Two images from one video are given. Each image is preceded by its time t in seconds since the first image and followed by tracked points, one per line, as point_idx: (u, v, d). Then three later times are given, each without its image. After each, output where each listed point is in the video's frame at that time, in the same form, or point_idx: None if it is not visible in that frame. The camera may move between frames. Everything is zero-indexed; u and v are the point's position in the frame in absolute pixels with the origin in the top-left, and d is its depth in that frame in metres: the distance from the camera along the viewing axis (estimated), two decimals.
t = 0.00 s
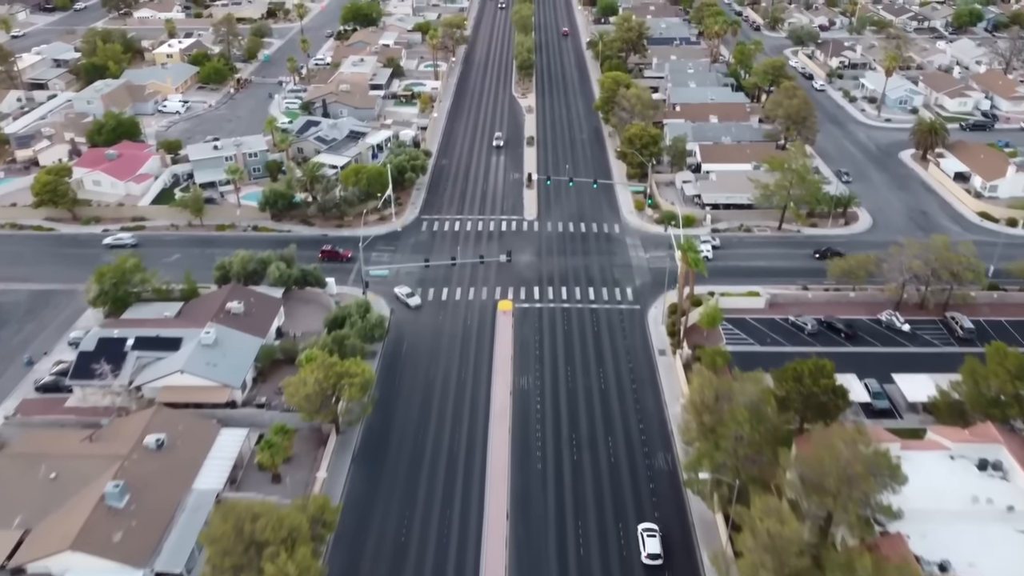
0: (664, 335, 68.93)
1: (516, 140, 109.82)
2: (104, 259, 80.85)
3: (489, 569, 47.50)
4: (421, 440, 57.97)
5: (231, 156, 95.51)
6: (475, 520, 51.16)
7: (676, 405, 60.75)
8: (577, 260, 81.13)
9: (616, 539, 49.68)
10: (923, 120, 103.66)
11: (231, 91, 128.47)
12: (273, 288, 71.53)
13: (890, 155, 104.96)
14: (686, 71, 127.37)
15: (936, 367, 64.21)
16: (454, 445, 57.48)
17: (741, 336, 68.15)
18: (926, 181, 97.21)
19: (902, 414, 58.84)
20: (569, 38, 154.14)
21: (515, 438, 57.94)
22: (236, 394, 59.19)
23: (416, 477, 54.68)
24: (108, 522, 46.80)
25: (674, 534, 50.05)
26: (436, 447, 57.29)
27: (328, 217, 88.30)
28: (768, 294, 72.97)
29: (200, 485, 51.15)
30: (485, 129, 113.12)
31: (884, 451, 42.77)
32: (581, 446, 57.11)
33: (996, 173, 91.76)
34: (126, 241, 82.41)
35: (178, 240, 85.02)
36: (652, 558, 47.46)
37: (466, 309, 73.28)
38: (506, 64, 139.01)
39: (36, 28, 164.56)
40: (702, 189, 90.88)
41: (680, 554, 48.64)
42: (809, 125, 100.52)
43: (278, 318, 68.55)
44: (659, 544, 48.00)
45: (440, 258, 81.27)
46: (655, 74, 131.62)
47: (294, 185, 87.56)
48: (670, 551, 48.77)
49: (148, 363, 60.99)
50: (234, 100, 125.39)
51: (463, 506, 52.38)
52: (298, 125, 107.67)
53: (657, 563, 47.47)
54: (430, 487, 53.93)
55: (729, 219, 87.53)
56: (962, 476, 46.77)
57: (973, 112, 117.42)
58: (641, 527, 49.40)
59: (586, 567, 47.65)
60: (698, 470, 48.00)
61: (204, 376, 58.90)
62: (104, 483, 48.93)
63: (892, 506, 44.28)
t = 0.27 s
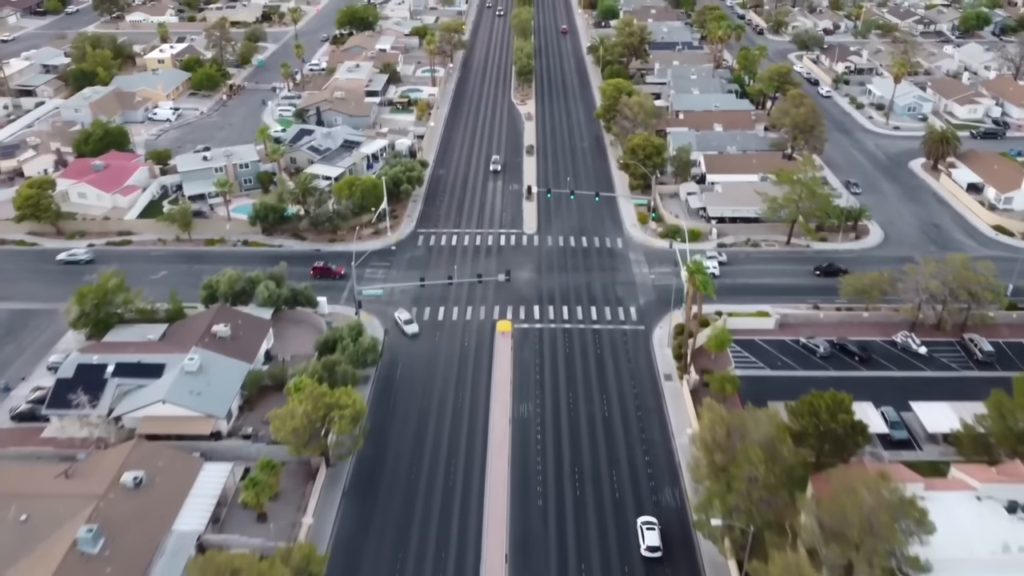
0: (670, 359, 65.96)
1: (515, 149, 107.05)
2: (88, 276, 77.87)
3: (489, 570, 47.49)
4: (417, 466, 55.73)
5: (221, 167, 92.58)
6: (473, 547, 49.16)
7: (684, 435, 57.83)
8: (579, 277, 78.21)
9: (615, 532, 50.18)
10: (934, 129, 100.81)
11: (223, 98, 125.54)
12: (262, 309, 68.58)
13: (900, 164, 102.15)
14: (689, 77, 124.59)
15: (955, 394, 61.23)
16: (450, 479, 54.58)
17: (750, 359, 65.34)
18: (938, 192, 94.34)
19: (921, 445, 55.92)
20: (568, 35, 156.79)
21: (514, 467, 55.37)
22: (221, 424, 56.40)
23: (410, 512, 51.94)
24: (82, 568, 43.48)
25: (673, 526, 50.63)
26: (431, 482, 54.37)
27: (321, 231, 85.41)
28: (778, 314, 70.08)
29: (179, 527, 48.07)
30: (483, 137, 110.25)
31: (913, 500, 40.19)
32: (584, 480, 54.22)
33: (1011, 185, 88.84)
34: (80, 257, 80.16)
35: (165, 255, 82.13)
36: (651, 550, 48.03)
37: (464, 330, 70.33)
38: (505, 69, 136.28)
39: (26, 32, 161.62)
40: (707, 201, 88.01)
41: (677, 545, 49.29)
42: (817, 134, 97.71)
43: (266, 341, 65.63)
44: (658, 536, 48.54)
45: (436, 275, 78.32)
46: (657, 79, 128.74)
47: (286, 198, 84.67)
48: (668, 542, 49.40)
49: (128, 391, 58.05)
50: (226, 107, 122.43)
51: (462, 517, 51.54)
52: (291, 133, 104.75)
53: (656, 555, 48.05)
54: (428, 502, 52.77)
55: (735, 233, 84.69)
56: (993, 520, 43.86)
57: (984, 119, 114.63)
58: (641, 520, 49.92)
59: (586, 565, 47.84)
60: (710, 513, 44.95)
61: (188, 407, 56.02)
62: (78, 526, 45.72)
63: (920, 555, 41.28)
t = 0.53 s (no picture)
0: (677, 382, 63.26)
1: (515, 156, 104.50)
2: (73, 292, 75.22)
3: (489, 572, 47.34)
4: (414, 482, 54.26)
5: (212, 177, 89.94)
6: None
7: (692, 464, 55.19)
8: (581, 292, 75.56)
9: (615, 527, 50.54)
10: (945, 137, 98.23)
11: (216, 104, 122.85)
12: (252, 329, 65.94)
13: (910, 173, 99.57)
14: (693, 82, 122.01)
15: (975, 419, 58.63)
16: (447, 512, 51.94)
17: (759, 382, 62.73)
18: (950, 202, 91.78)
19: (941, 476, 53.35)
20: (568, 32, 158.15)
21: (514, 498, 52.78)
22: (206, 452, 53.83)
23: (404, 548, 49.26)
24: None
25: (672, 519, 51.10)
26: (426, 514, 51.69)
27: (315, 245, 82.76)
28: (789, 334, 67.48)
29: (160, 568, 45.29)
30: (482, 145, 107.56)
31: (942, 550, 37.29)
32: (587, 512, 51.61)
33: None
34: (37, 271, 77.32)
35: (154, 270, 79.55)
36: (650, 543, 48.47)
37: (462, 349, 67.64)
38: (505, 73, 133.70)
39: (18, 36, 158.75)
40: (713, 213, 85.37)
41: (677, 539, 49.73)
42: (826, 142, 95.10)
43: (256, 363, 63.05)
44: (658, 530, 49.03)
45: (433, 291, 75.67)
46: (660, 84, 126.01)
47: (278, 210, 82.05)
48: (667, 536, 49.84)
49: (109, 419, 55.44)
50: (219, 113, 119.72)
51: (461, 523, 50.96)
52: (284, 141, 102.08)
53: (655, 547, 48.55)
54: (427, 505, 52.46)
55: (742, 246, 82.11)
56: None
57: (994, 126, 112.10)
58: (641, 514, 50.38)
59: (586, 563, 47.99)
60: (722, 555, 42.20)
61: (172, 435, 53.44)
62: (50, 571, 43.30)
63: None
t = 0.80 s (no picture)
0: (684, 410, 60.25)
1: (515, 165, 101.56)
2: (55, 312, 72.24)
3: None
4: (413, 496, 53.05)
5: (202, 189, 86.97)
6: None
7: (701, 500, 52.22)
8: (584, 311, 72.56)
9: (615, 519, 51.05)
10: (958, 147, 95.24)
11: (209, 111, 119.84)
12: (240, 353, 62.98)
13: (922, 183, 96.61)
14: (698, 88, 119.07)
15: (999, 450, 55.76)
16: (442, 551, 49.01)
17: (771, 410, 59.79)
18: (964, 215, 88.80)
19: (966, 513, 50.49)
20: (568, 29, 159.72)
21: (514, 535, 49.93)
22: (189, 489, 50.90)
23: None
24: None
25: (671, 512, 51.62)
26: (420, 554, 48.75)
27: (307, 261, 79.76)
28: (801, 358, 64.50)
29: None
30: (481, 153, 104.63)
31: None
32: (590, 552, 48.72)
33: None
34: None
35: (140, 287, 76.65)
36: (650, 535, 48.98)
37: (459, 373, 64.63)
38: (504, 79, 130.79)
39: (8, 40, 155.63)
40: (720, 226, 82.30)
41: (677, 532, 50.22)
42: (836, 152, 92.08)
43: (244, 390, 60.10)
44: (657, 522, 49.54)
45: (429, 310, 72.70)
46: (663, 90, 123.00)
47: (269, 224, 79.03)
48: (667, 529, 50.30)
49: (87, 454, 52.51)
50: (212, 120, 116.72)
51: (460, 541, 49.63)
52: (277, 150, 99.01)
53: (655, 539, 49.08)
54: (428, 505, 52.37)
55: (751, 262, 79.13)
56: None
57: (1007, 134, 109.14)
58: (640, 506, 50.89)
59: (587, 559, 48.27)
60: None
61: (152, 471, 50.48)
62: None
63: None
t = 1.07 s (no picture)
0: (692, 438, 57.50)
1: (515, 175, 98.93)
2: (37, 332, 69.59)
3: None
4: (410, 514, 51.59)
5: (192, 201, 84.35)
6: None
7: (711, 538, 49.47)
8: (587, 330, 69.89)
9: (615, 513, 51.49)
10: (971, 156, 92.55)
11: (202, 118, 117.17)
12: (229, 378, 60.32)
13: (934, 194, 93.93)
14: (702, 95, 116.46)
15: (1023, 483, 53.05)
16: None
17: (783, 438, 57.19)
18: (978, 227, 86.09)
19: (990, 552, 47.85)
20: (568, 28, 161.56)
21: (513, 572, 47.36)
22: (171, 527, 48.31)
23: None
24: None
25: (671, 503, 52.20)
26: None
27: (299, 277, 77.06)
28: (813, 382, 61.87)
29: None
30: (481, 162, 101.97)
31: None
32: None
33: None
34: None
35: (127, 304, 74.06)
36: (649, 528, 49.38)
37: (457, 397, 61.91)
38: (504, 84, 128.27)
39: None
40: (727, 240, 79.62)
41: (677, 524, 50.70)
42: (845, 163, 89.42)
43: (231, 416, 57.49)
44: (656, 515, 49.91)
45: (426, 329, 69.99)
46: (667, 96, 120.38)
47: (260, 239, 76.38)
48: (666, 522, 50.74)
49: (65, 488, 49.94)
50: (205, 127, 114.08)
51: (458, 566, 47.86)
52: (271, 159, 96.49)
53: (654, 532, 49.41)
54: (427, 507, 52.17)
55: (759, 278, 76.48)
56: None
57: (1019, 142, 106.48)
58: (639, 500, 51.35)
59: (587, 553, 48.58)
60: None
61: (131, 508, 47.82)
62: None
63: None
